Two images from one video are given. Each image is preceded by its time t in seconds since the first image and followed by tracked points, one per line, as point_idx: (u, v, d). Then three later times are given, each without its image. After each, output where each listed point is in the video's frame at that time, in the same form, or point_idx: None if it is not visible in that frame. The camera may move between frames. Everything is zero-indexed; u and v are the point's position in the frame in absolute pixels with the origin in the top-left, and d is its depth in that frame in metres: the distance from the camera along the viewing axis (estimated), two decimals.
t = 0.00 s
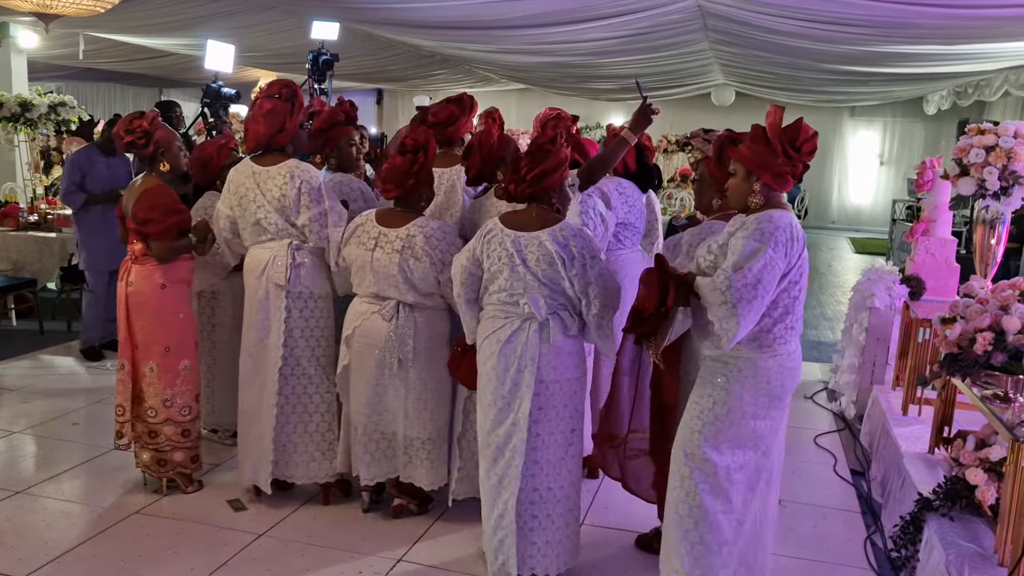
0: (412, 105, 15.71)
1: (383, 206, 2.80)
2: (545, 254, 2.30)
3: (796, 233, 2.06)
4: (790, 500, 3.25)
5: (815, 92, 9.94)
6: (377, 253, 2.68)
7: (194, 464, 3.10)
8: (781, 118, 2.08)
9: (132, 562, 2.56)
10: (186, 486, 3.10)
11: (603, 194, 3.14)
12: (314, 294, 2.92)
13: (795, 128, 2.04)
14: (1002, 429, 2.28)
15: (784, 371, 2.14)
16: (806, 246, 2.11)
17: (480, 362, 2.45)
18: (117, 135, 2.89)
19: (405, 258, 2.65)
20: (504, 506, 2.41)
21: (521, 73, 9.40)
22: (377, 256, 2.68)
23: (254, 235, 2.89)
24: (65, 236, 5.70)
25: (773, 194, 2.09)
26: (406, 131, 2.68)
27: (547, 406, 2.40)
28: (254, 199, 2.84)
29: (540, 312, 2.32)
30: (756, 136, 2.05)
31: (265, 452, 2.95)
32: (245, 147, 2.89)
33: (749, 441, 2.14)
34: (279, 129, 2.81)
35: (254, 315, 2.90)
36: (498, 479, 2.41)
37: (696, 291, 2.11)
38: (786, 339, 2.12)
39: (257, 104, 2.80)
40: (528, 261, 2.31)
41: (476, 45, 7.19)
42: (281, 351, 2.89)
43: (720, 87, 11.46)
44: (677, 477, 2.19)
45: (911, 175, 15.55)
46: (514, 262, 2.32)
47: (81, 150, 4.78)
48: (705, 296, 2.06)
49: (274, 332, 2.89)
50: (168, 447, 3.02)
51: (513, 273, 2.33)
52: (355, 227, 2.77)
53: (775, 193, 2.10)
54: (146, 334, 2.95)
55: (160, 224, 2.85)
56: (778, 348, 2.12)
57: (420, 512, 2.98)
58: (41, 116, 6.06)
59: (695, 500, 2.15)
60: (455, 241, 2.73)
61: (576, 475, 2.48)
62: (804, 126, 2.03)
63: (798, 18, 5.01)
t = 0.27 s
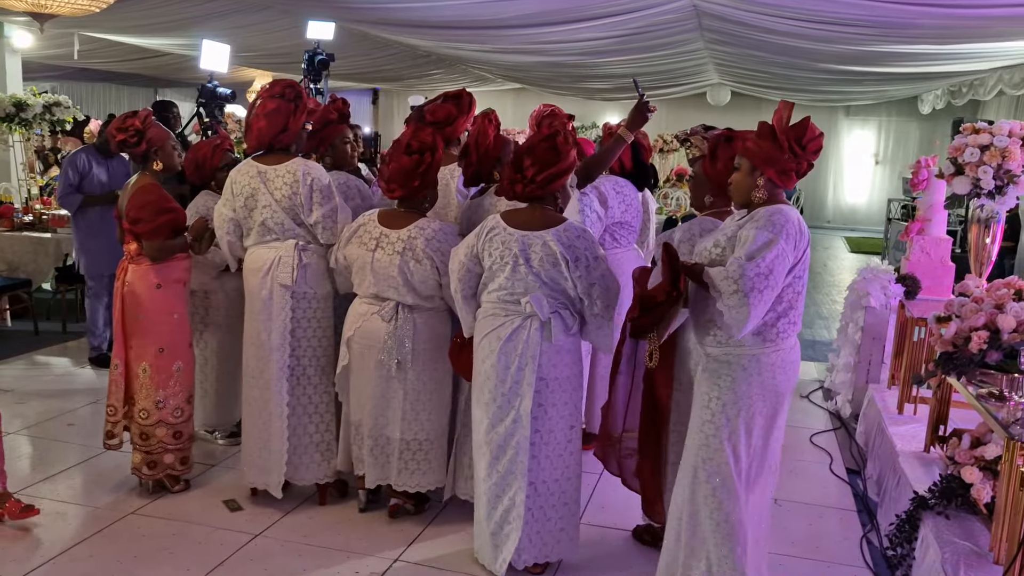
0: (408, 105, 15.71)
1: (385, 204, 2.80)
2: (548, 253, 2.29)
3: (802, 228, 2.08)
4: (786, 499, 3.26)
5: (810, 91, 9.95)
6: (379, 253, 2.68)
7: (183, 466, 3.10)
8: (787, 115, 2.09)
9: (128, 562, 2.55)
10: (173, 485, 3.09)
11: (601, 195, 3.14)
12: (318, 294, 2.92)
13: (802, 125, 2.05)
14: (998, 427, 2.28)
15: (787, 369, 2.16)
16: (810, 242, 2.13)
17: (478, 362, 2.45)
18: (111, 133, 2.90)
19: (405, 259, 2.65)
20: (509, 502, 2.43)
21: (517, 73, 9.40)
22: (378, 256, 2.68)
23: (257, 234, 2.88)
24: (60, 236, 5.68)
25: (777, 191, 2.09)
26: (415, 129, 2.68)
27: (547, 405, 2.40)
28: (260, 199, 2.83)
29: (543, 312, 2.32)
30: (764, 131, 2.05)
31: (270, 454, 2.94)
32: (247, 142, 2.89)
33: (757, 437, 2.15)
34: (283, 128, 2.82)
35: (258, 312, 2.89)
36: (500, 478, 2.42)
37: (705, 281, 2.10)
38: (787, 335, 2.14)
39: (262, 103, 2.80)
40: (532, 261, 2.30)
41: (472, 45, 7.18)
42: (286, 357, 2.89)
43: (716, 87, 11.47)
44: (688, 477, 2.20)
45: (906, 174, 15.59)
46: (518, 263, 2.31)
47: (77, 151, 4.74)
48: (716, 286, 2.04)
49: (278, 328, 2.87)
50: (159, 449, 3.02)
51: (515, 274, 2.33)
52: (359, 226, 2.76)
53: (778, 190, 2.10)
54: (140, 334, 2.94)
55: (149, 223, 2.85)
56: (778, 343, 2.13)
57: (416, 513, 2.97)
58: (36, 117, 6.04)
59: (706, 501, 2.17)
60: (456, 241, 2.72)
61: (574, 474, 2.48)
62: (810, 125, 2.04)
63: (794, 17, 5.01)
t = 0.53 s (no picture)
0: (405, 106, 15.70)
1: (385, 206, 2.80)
2: (552, 257, 2.31)
3: (805, 229, 2.09)
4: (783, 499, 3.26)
5: (806, 91, 9.97)
6: (379, 254, 2.68)
7: (183, 467, 3.10)
8: (784, 115, 2.08)
9: (124, 564, 2.54)
10: (170, 486, 3.08)
11: (597, 198, 3.15)
12: (323, 294, 2.93)
13: (797, 125, 2.04)
14: (993, 427, 2.28)
15: (788, 368, 2.16)
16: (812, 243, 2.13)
17: (480, 365, 2.43)
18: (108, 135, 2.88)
19: (405, 260, 2.65)
20: (509, 502, 2.42)
21: (513, 73, 9.39)
22: (378, 257, 2.68)
23: (262, 234, 2.87)
24: (55, 237, 5.67)
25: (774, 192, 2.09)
26: (413, 129, 2.66)
27: (549, 407, 2.41)
28: (266, 200, 2.82)
29: (547, 315, 2.32)
30: (759, 132, 2.06)
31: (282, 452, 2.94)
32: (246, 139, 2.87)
33: (761, 436, 2.16)
34: (288, 130, 2.81)
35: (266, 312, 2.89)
36: (501, 478, 2.41)
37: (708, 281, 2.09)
38: (789, 335, 2.14)
39: (266, 104, 2.79)
40: (536, 264, 2.31)
41: (469, 45, 7.18)
42: (299, 348, 2.89)
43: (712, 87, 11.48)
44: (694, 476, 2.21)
45: (902, 174, 15.62)
46: (521, 266, 2.31)
47: (71, 152, 4.65)
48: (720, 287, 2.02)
49: (290, 331, 2.88)
50: (161, 452, 3.02)
51: (517, 279, 2.33)
52: (359, 227, 2.76)
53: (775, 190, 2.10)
54: (142, 336, 2.93)
55: (150, 224, 2.84)
56: (780, 343, 2.13)
57: (414, 513, 2.97)
58: (31, 117, 6.02)
59: (711, 500, 2.18)
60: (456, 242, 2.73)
61: (572, 471, 2.49)
62: (806, 125, 2.04)
63: (790, 18, 5.02)
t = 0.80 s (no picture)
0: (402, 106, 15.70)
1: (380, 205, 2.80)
2: (548, 257, 2.30)
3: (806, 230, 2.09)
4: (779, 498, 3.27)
5: (803, 92, 9.99)
6: (372, 255, 2.68)
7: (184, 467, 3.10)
8: (787, 113, 2.08)
9: (121, 564, 2.54)
10: (167, 487, 3.07)
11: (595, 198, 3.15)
12: (324, 293, 2.92)
13: (802, 123, 2.04)
14: (990, 426, 2.29)
15: (786, 368, 2.16)
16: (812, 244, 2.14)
17: (477, 364, 2.43)
18: (107, 134, 2.84)
19: (399, 259, 2.64)
20: (512, 502, 2.42)
21: (510, 73, 9.39)
22: (372, 258, 2.68)
23: (264, 233, 2.86)
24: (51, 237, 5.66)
25: (775, 191, 2.10)
26: (399, 131, 2.68)
27: (548, 406, 2.41)
28: (268, 199, 2.82)
29: (544, 314, 2.32)
30: (761, 131, 2.06)
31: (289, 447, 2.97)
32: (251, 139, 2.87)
33: (762, 436, 2.15)
34: (292, 129, 2.81)
35: (261, 307, 2.89)
36: (502, 477, 2.41)
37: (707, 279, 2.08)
38: (786, 334, 2.15)
39: (269, 104, 2.78)
40: (533, 264, 2.31)
41: (466, 45, 7.18)
42: (304, 348, 2.90)
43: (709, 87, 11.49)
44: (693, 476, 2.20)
45: (898, 174, 15.65)
46: (518, 267, 2.32)
47: (71, 151, 4.64)
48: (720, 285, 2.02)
49: (293, 331, 2.89)
50: (163, 451, 3.02)
51: (514, 279, 2.33)
52: (353, 227, 2.77)
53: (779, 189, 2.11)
54: (144, 336, 2.93)
55: (156, 224, 2.84)
56: (776, 343, 2.14)
57: (411, 513, 2.97)
58: (26, 117, 6.01)
59: (713, 499, 2.18)
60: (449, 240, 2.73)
61: (571, 470, 2.49)
62: (809, 123, 2.04)
63: (786, 18, 5.03)
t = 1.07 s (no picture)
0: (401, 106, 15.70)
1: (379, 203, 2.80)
2: (536, 256, 2.29)
3: (808, 231, 2.08)
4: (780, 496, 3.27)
5: (801, 90, 9.99)
6: (372, 251, 2.68)
7: (183, 467, 3.09)
8: (792, 110, 2.06)
9: (123, 565, 2.54)
10: (167, 488, 3.08)
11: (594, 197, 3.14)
12: (321, 294, 2.92)
13: (808, 121, 2.01)
14: (989, 424, 2.30)
15: (784, 368, 2.16)
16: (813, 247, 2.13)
17: (473, 360, 2.44)
18: (110, 131, 2.83)
19: (399, 254, 2.65)
20: (505, 499, 2.42)
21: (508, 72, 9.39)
22: (372, 254, 2.68)
23: (260, 233, 2.86)
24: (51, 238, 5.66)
25: (780, 190, 2.10)
26: (391, 128, 2.67)
27: (540, 404, 2.40)
28: (266, 200, 2.82)
29: (532, 312, 2.32)
30: (767, 130, 2.06)
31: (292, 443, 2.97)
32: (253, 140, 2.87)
33: (761, 435, 2.15)
34: (292, 129, 2.81)
35: (257, 310, 2.90)
36: (496, 473, 2.41)
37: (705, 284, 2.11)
38: (784, 334, 2.15)
39: (269, 103, 2.78)
40: (520, 261, 2.31)
41: (464, 45, 7.18)
42: (297, 355, 2.90)
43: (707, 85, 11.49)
44: (690, 474, 2.21)
45: (897, 171, 15.65)
46: (507, 263, 2.32)
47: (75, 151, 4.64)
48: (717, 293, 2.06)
49: (288, 332, 2.89)
50: (163, 451, 3.02)
51: (506, 275, 2.33)
52: (352, 225, 2.77)
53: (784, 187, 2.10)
54: (143, 336, 2.94)
55: (157, 226, 2.84)
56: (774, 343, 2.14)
57: (411, 512, 2.98)
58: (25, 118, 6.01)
59: (711, 497, 2.18)
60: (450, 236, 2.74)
61: (572, 470, 2.49)
62: (816, 120, 2.01)
63: (785, 16, 5.03)
